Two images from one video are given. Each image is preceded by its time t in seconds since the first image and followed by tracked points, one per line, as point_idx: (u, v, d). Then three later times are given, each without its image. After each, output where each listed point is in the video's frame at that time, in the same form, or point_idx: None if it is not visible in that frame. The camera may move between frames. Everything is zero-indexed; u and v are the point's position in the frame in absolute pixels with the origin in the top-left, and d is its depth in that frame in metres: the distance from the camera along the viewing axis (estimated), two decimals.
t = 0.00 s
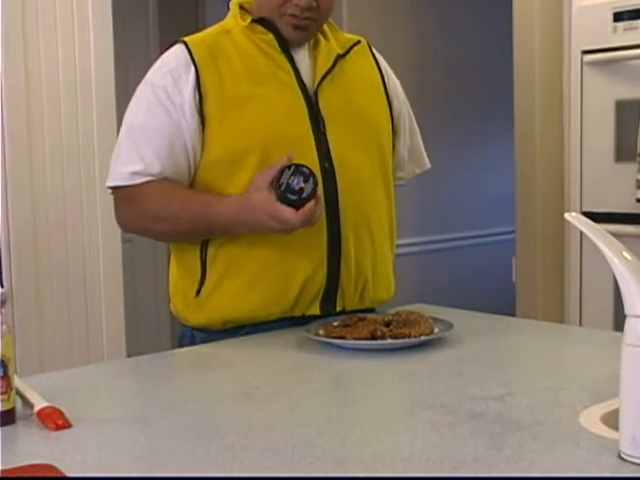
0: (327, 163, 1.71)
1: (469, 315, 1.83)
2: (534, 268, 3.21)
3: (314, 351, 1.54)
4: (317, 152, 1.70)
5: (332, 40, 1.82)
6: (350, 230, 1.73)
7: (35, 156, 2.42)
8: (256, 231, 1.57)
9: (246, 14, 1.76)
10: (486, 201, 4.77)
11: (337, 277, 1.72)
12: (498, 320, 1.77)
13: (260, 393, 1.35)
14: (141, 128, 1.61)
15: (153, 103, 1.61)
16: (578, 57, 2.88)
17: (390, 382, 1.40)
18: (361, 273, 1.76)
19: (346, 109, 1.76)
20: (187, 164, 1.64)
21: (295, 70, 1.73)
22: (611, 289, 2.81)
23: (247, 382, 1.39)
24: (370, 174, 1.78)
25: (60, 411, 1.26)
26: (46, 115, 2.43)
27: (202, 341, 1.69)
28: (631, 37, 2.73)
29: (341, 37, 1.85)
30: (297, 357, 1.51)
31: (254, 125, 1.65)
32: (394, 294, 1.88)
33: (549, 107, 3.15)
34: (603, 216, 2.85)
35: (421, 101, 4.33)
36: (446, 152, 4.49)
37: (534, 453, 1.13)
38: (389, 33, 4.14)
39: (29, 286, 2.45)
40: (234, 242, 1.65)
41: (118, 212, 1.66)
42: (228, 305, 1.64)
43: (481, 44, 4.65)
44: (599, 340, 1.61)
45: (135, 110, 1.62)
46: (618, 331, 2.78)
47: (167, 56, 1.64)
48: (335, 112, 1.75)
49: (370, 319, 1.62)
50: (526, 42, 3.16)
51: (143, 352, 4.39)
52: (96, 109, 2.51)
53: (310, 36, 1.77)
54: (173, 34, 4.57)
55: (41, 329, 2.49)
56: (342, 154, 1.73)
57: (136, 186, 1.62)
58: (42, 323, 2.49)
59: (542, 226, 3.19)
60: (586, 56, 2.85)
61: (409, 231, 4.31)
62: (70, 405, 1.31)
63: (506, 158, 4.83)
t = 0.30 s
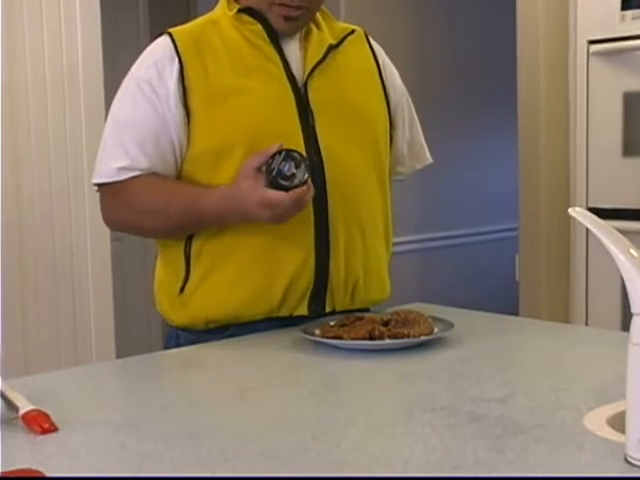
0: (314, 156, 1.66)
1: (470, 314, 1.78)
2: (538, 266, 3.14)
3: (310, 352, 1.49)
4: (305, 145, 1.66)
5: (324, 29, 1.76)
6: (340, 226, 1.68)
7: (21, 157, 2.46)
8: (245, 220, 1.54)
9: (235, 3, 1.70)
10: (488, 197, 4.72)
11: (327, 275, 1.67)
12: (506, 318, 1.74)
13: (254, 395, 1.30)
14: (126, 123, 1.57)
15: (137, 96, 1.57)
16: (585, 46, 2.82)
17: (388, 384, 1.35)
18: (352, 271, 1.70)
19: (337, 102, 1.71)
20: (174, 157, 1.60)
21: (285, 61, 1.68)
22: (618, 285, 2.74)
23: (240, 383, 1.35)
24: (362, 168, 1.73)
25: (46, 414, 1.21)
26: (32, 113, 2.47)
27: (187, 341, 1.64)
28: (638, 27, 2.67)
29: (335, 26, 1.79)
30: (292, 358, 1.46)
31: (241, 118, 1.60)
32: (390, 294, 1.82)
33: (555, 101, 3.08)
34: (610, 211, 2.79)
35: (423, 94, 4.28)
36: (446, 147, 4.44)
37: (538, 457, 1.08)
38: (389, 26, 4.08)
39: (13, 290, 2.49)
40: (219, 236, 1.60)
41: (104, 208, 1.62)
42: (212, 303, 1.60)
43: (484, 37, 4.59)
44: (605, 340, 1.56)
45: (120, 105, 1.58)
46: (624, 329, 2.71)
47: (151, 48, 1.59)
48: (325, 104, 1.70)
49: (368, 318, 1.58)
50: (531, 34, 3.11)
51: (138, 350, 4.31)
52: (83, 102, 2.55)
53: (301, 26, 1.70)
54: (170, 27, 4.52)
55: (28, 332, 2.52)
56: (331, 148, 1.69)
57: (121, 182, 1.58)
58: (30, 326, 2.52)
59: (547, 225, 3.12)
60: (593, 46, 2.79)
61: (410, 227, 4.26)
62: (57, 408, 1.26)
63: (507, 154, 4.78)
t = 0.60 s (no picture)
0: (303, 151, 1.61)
1: (471, 313, 1.74)
2: (540, 265, 3.08)
3: (304, 353, 1.44)
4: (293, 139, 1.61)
5: (315, 19, 1.71)
6: (329, 223, 1.64)
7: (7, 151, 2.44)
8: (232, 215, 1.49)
9: None
10: (489, 192, 4.66)
11: (314, 274, 1.62)
12: (511, 316, 1.70)
13: (245, 397, 1.26)
14: (108, 116, 1.53)
15: (119, 88, 1.52)
16: (590, 36, 2.74)
17: (385, 385, 1.31)
18: (343, 270, 1.66)
19: (326, 94, 1.66)
20: (158, 150, 1.56)
21: (273, 51, 1.63)
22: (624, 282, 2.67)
23: (232, 385, 1.30)
24: (353, 163, 1.69)
25: (30, 418, 1.17)
26: (15, 112, 2.44)
27: (170, 342, 1.60)
28: None
29: (326, 15, 1.74)
30: (285, 359, 1.41)
31: (228, 110, 1.55)
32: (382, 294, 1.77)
33: (557, 97, 3.02)
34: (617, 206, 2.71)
35: (422, 88, 4.22)
36: (446, 142, 4.38)
37: (539, 461, 1.04)
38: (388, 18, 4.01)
39: None
40: (203, 234, 1.56)
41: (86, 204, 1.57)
42: (194, 304, 1.55)
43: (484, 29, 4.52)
44: (609, 339, 1.52)
45: (101, 97, 1.54)
46: (631, 328, 2.65)
47: (133, 38, 1.55)
48: (314, 95, 1.65)
49: (364, 317, 1.53)
50: (534, 25, 3.04)
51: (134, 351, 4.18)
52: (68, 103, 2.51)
53: (289, 15, 1.66)
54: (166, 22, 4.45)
55: (12, 329, 2.50)
56: (320, 141, 1.64)
57: (103, 177, 1.53)
58: (15, 323, 2.50)
59: (550, 219, 3.05)
60: (597, 35, 2.72)
61: (409, 223, 4.20)
62: (42, 412, 1.22)
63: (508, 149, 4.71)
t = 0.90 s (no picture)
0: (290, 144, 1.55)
1: (470, 313, 1.69)
2: (542, 264, 3.02)
3: (297, 354, 1.40)
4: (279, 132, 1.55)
5: (302, 9, 1.65)
6: (317, 219, 1.57)
7: None
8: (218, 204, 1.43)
9: None
10: (488, 188, 4.60)
11: (302, 272, 1.54)
12: (514, 317, 1.65)
13: (236, 400, 1.22)
14: (86, 107, 1.46)
15: (98, 78, 1.46)
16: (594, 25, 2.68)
17: (380, 387, 1.26)
18: (332, 269, 1.58)
19: (314, 86, 1.60)
20: (138, 144, 1.49)
21: (260, 41, 1.57)
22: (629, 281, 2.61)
23: (222, 388, 1.26)
24: (341, 156, 1.63)
25: (13, 423, 1.12)
26: None
27: (150, 346, 1.53)
28: None
29: (313, 6, 1.68)
30: (277, 360, 1.37)
31: (212, 99, 1.50)
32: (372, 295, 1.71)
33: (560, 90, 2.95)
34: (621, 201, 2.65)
35: (421, 83, 4.15)
36: (445, 137, 4.32)
37: (542, 465, 1.00)
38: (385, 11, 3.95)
39: None
40: (186, 230, 1.49)
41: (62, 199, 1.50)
42: (178, 304, 1.47)
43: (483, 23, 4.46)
44: (612, 340, 1.47)
45: (79, 87, 1.47)
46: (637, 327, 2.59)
47: (112, 26, 1.48)
48: (301, 87, 1.59)
49: (359, 317, 1.49)
50: (535, 16, 2.97)
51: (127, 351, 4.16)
52: (52, 98, 2.46)
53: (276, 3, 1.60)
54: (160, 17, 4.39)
55: None
56: (307, 135, 1.58)
57: (80, 171, 1.46)
58: None
59: (553, 215, 2.98)
60: (601, 24, 2.65)
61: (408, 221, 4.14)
62: (25, 417, 1.17)
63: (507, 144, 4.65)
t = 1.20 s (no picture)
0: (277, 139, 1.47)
1: (471, 314, 1.65)
2: (547, 264, 2.96)
3: (291, 356, 1.35)
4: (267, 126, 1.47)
5: None
6: (306, 219, 1.50)
7: None
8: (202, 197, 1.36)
9: None
10: (491, 186, 4.55)
11: (291, 274, 1.48)
12: (512, 316, 1.62)
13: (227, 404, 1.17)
14: (66, 99, 1.40)
15: (79, 68, 1.40)
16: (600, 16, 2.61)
17: (377, 391, 1.22)
18: (322, 271, 1.52)
19: (302, 77, 1.53)
20: (122, 136, 1.43)
21: (246, 30, 1.49)
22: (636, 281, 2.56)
23: (213, 391, 1.21)
24: (332, 153, 1.55)
25: None
26: None
27: (132, 350, 1.47)
28: None
29: None
30: (270, 363, 1.32)
31: (197, 90, 1.43)
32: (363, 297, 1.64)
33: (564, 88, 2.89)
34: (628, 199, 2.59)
35: (422, 80, 4.10)
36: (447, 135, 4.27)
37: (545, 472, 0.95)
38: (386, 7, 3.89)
39: None
40: (169, 229, 1.42)
41: (43, 193, 1.44)
42: (159, 306, 1.41)
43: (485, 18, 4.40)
44: (617, 342, 1.43)
45: (58, 78, 1.41)
46: None
47: (94, 13, 1.42)
48: (289, 79, 1.51)
49: (356, 318, 1.44)
50: (539, 10, 2.92)
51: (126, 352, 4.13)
52: (36, 94, 2.42)
53: None
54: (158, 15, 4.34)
55: None
56: (295, 130, 1.50)
57: (61, 165, 1.41)
58: None
59: (558, 213, 2.93)
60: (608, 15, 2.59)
61: (410, 219, 4.09)
62: (8, 421, 1.13)
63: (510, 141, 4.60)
